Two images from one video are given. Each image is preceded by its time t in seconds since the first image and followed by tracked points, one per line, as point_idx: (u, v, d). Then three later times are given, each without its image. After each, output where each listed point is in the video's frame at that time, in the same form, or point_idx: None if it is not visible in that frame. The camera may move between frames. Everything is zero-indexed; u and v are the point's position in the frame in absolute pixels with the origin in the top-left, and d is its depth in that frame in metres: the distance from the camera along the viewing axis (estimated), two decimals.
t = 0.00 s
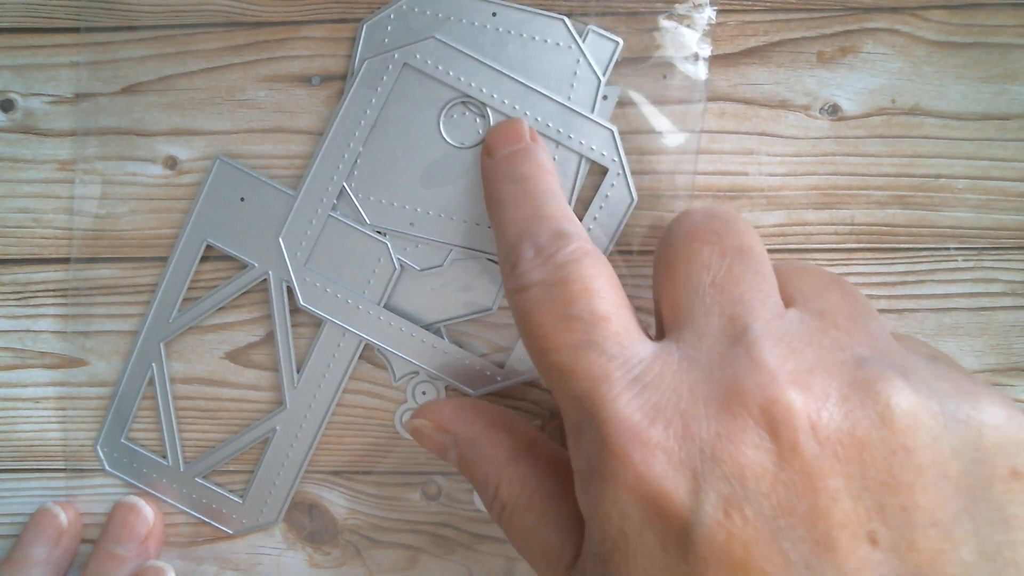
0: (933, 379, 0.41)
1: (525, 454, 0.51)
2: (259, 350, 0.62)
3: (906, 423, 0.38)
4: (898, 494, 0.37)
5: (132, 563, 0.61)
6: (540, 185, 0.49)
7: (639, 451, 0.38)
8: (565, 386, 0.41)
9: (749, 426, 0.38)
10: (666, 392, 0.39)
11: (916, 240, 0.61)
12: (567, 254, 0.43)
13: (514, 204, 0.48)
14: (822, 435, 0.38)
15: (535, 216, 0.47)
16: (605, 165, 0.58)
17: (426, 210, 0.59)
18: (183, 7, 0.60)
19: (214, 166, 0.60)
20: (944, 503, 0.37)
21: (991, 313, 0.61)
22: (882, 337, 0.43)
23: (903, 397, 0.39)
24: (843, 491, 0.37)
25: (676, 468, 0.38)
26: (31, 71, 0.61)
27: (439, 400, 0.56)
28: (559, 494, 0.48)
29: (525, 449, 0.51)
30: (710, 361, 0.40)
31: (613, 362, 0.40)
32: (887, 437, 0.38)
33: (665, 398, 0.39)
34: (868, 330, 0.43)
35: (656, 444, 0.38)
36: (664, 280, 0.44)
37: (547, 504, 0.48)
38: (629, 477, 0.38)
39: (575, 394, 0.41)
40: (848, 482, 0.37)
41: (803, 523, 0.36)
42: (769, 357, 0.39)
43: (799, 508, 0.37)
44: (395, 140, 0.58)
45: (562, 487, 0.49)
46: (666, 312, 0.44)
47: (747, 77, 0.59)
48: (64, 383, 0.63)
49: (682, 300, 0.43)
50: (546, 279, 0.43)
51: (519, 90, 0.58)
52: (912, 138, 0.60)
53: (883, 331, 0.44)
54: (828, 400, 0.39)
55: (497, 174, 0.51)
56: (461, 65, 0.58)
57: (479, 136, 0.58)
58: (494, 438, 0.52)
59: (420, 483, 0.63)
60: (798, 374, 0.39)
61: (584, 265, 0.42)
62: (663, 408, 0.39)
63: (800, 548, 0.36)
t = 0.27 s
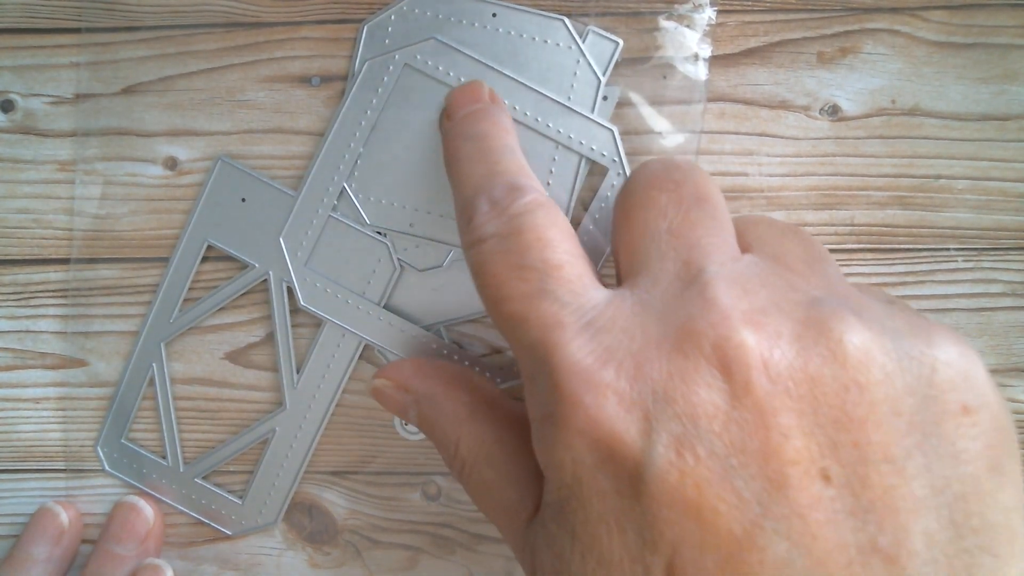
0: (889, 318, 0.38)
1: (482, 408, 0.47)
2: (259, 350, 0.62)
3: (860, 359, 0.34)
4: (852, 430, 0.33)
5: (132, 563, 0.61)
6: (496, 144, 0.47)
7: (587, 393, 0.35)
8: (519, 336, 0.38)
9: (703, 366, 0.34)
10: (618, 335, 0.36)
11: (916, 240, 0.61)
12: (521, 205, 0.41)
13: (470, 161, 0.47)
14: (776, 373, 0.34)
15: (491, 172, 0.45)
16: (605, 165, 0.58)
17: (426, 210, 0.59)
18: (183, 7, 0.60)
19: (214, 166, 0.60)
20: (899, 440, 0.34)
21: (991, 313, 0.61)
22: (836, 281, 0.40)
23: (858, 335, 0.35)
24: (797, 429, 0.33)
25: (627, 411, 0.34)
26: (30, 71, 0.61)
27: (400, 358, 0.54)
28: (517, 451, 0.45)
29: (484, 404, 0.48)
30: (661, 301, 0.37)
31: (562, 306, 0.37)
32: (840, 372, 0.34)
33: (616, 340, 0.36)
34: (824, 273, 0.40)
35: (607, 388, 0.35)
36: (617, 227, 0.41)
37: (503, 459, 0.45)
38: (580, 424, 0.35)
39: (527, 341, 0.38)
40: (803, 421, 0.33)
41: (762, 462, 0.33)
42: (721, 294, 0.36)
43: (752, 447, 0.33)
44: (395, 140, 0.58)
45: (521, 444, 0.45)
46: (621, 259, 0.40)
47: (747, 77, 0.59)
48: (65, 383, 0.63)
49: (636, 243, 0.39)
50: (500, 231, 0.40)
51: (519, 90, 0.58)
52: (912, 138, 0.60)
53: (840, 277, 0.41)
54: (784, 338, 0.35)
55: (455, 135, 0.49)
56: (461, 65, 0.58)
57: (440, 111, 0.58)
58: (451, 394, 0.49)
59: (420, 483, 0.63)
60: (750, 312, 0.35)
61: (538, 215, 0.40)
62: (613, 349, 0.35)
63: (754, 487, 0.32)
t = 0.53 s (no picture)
0: (821, 342, 0.37)
1: (437, 452, 0.48)
2: (258, 350, 0.62)
3: (798, 392, 0.34)
4: (794, 464, 0.34)
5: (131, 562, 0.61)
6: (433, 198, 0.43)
7: (531, 450, 0.33)
8: (457, 390, 0.36)
9: (645, 414, 0.33)
10: (557, 386, 0.33)
11: (917, 241, 0.61)
12: (454, 260, 0.37)
13: (399, 213, 0.42)
14: (715, 414, 0.33)
15: (427, 229, 0.41)
16: (605, 165, 0.58)
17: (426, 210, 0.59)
18: (183, 8, 0.60)
19: (214, 166, 0.60)
20: (841, 468, 0.35)
21: (991, 313, 0.61)
22: (774, 306, 0.38)
23: (798, 365, 0.34)
24: (739, 467, 0.33)
25: (573, 466, 0.33)
26: (30, 71, 0.61)
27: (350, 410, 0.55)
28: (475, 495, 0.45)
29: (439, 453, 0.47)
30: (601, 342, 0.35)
31: (501, 358, 0.34)
32: (779, 406, 0.34)
33: (556, 390, 0.33)
34: (761, 300, 0.38)
35: (549, 441, 0.33)
36: (552, 265, 0.38)
37: (464, 504, 0.45)
38: (525, 480, 0.34)
39: (467, 398, 0.35)
40: (745, 458, 0.33)
41: (709, 510, 0.32)
42: (657, 336, 0.34)
43: (697, 489, 0.32)
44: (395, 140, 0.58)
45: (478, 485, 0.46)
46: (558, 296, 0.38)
47: (747, 77, 0.59)
48: (65, 383, 0.63)
49: (575, 286, 0.36)
50: (435, 291, 0.37)
51: (519, 90, 0.58)
52: (912, 139, 0.60)
53: (778, 303, 0.39)
54: (720, 373, 0.34)
55: (388, 196, 0.45)
56: (462, 66, 0.58)
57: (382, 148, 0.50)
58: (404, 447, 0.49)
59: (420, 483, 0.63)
60: (688, 351, 0.34)
61: (472, 268, 0.37)
62: (552, 402, 0.33)
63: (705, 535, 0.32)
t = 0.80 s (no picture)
0: (870, 396, 0.37)
1: (479, 512, 0.49)
2: (258, 349, 0.62)
3: (859, 452, 0.33)
4: (857, 527, 0.32)
5: (131, 562, 0.61)
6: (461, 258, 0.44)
7: (591, 521, 0.32)
8: (504, 459, 0.35)
9: (704, 479, 0.32)
10: (606, 447, 0.33)
11: (917, 240, 0.61)
12: (491, 320, 0.38)
13: (433, 279, 0.43)
14: (775, 477, 0.32)
15: (460, 288, 0.41)
16: (605, 164, 0.59)
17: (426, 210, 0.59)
18: (184, 7, 0.60)
19: (214, 165, 0.60)
20: (908, 533, 0.33)
21: (991, 313, 0.61)
22: (815, 360, 0.39)
23: (853, 426, 0.34)
24: (804, 532, 0.32)
25: (633, 535, 0.32)
26: (30, 70, 0.61)
27: (389, 458, 0.59)
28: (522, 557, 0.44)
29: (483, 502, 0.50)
30: (649, 404, 0.34)
31: (548, 422, 0.34)
32: (836, 469, 0.33)
33: (607, 454, 0.33)
34: (804, 356, 0.38)
35: (604, 509, 0.32)
36: (591, 324, 0.39)
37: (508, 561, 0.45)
38: (587, 551, 0.32)
39: (515, 465, 0.34)
40: (808, 524, 0.32)
41: None
42: (706, 398, 0.34)
43: (761, 556, 0.31)
44: (396, 139, 0.58)
45: (524, 540, 0.45)
46: (600, 359, 0.38)
47: (747, 76, 0.59)
48: (65, 383, 0.63)
49: (614, 341, 0.37)
50: (471, 351, 0.37)
51: (520, 89, 0.58)
52: (912, 138, 0.60)
53: (820, 354, 0.39)
54: (777, 432, 0.33)
55: (416, 256, 0.46)
56: (461, 64, 0.58)
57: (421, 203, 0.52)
58: (448, 495, 0.52)
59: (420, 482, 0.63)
60: (738, 412, 0.34)
61: (508, 328, 0.37)
62: (603, 468, 0.32)
63: None
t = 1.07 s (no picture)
0: (992, 410, 0.40)
1: (566, 506, 0.48)
2: (258, 350, 0.62)
3: (978, 466, 0.36)
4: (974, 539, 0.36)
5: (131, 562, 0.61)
6: (558, 259, 0.47)
7: (701, 518, 0.35)
8: (615, 458, 0.38)
9: (823, 485, 0.35)
10: (725, 452, 0.36)
11: (917, 241, 0.61)
12: (598, 325, 0.41)
13: (533, 284, 0.46)
14: (896, 484, 0.35)
15: (557, 293, 0.45)
16: (605, 165, 0.59)
17: (426, 211, 0.59)
18: (183, 8, 0.60)
19: (214, 166, 0.60)
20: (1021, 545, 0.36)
21: (991, 314, 0.61)
22: (933, 370, 0.40)
23: (974, 436, 0.37)
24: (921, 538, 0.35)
25: (747, 535, 0.35)
26: (30, 71, 0.61)
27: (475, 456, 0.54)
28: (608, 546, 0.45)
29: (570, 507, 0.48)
30: (766, 413, 0.37)
31: (659, 425, 0.37)
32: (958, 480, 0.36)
33: (724, 457, 0.36)
34: (919, 365, 0.40)
35: (726, 511, 0.35)
36: (697, 336, 0.41)
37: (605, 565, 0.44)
38: (698, 549, 0.35)
39: (625, 463, 0.37)
40: (925, 530, 0.35)
41: None
42: (830, 408, 0.36)
43: (879, 563, 0.34)
44: (396, 140, 0.58)
45: (614, 533, 0.45)
46: (707, 365, 0.40)
47: (747, 77, 0.59)
48: (65, 383, 0.63)
49: (727, 351, 0.39)
50: (580, 353, 0.40)
51: (520, 90, 0.58)
52: (912, 139, 0.60)
53: (931, 363, 0.41)
54: (898, 442, 0.36)
55: (516, 255, 0.50)
56: (461, 65, 0.58)
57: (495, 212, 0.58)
58: (540, 496, 0.49)
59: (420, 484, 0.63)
60: (864, 422, 0.36)
61: (617, 333, 0.40)
62: (721, 470, 0.35)
63: None
